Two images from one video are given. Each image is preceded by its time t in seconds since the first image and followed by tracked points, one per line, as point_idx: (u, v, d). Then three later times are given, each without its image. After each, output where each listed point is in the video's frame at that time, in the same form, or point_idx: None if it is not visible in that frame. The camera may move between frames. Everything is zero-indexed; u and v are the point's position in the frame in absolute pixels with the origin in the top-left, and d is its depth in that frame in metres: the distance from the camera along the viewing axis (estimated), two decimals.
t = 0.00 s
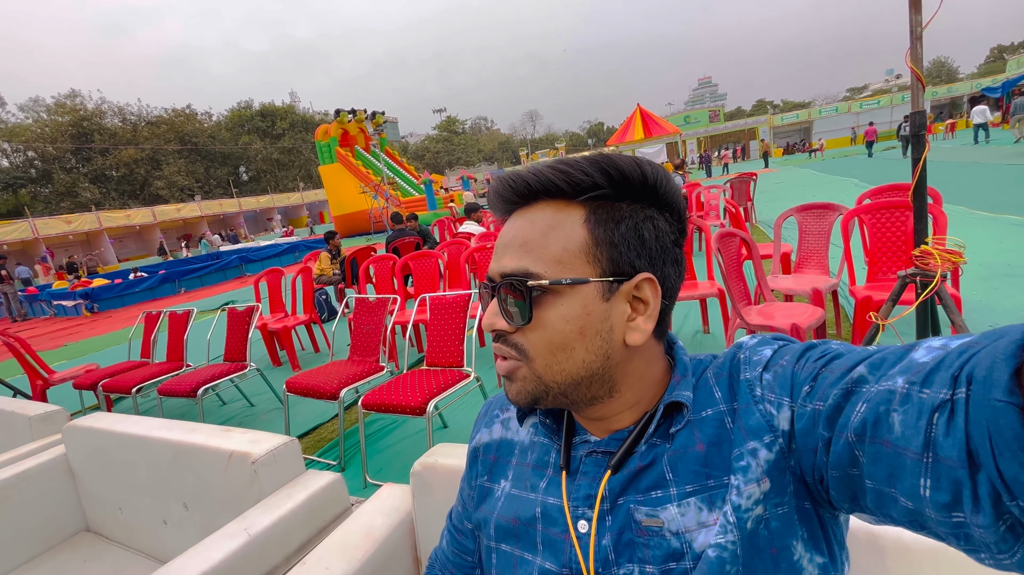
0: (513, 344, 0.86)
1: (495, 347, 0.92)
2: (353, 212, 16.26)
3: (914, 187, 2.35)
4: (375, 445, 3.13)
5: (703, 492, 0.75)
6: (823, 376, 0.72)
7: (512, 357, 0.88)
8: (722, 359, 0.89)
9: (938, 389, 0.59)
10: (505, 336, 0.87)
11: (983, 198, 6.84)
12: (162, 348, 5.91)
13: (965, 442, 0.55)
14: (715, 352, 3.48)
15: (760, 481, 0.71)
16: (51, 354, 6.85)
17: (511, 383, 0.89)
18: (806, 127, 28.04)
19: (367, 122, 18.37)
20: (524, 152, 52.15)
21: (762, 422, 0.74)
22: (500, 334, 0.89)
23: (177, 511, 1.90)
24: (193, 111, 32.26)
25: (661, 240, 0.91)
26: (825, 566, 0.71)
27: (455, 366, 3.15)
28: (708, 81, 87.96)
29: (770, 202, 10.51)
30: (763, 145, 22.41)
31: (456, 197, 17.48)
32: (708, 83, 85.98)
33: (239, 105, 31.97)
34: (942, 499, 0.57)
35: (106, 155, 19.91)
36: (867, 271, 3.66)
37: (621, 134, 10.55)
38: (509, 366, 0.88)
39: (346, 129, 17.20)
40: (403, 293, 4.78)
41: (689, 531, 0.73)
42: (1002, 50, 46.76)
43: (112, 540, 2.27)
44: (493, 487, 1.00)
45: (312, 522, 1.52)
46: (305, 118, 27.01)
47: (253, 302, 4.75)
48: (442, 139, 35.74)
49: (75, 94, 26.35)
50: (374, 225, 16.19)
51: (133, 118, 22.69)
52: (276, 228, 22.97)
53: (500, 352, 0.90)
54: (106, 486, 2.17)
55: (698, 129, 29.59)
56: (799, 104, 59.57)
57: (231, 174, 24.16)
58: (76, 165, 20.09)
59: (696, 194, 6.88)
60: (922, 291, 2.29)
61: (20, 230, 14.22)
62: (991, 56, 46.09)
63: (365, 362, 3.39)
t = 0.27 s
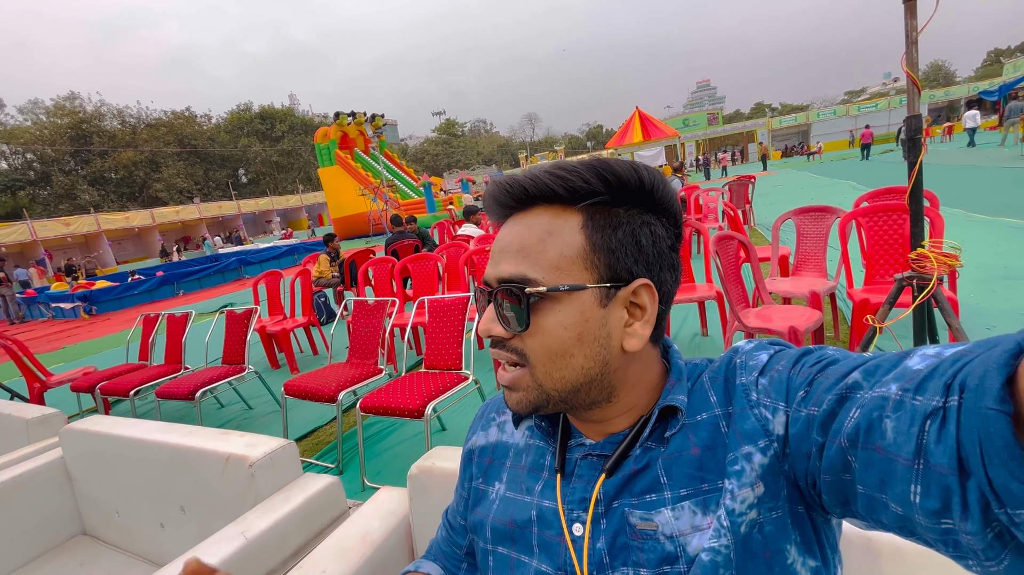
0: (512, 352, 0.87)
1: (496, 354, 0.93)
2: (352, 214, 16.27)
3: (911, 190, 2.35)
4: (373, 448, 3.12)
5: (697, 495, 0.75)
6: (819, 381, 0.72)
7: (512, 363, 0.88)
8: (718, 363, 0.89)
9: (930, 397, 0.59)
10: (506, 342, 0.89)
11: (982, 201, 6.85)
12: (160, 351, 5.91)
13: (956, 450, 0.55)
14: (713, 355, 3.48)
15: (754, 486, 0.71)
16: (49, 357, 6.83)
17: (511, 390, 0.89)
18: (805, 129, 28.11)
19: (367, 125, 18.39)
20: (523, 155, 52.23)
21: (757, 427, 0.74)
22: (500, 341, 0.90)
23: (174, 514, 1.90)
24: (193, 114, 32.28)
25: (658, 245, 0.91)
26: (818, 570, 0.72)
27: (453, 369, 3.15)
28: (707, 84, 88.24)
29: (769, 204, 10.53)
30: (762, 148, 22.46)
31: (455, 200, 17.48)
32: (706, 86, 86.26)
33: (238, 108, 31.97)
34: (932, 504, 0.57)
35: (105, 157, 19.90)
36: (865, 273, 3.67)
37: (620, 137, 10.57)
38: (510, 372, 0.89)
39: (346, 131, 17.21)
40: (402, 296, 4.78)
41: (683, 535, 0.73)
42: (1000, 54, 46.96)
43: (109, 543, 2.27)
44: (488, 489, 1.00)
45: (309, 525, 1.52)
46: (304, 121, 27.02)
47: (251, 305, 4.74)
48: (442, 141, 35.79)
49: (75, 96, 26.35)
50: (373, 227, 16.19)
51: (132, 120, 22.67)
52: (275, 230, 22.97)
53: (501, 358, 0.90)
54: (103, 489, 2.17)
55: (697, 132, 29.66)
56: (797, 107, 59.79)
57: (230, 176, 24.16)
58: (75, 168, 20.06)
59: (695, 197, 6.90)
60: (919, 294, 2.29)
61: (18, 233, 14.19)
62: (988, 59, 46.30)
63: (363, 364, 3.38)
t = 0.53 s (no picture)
0: (593, 337, 0.82)
1: (556, 345, 0.84)
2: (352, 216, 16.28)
3: (910, 191, 2.36)
4: (372, 448, 3.12)
5: (697, 491, 0.75)
6: (818, 376, 0.72)
7: (589, 351, 0.83)
8: (716, 360, 0.89)
9: (929, 388, 0.59)
10: (589, 326, 0.82)
11: (980, 203, 6.87)
12: (158, 352, 5.90)
13: (954, 440, 0.55)
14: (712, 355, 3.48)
15: (754, 481, 0.71)
16: (47, 358, 6.82)
17: (587, 383, 0.81)
18: (803, 132, 28.20)
19: (366, 126, 18.42)
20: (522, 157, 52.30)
21: (756, 422, 0.74)
22: (573, 329, 0.83)
23: (173, 515, 1.89)
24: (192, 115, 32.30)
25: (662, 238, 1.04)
26: (820, 566, 0.71)
27: (453, 369, 3.15)
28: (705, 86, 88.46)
29: (768, 206, 10.56)
30: (761, 150, 22.50)
31: (455, 202, 17.50)
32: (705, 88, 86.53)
33: (237, 109, 31.98)
34: (933, 497, 0.57)
35: (104, 158, 19.91)
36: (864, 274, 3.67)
37: (619, 139, 10.59)
38: (593, 360, 0.82)
39: (345, 133, 17.33)
40: (401, 297, 4.77)
41: (685, 531, 0.73)
42: (999, 57, 47.11)
43: (108, 544, 2.25)
44: (488, 490, 0.99)
45: (309, 525, 1.51)
46: (304, 122, 27.04)
47: (250, 305, 4.73)
48: (441, 143, 35.86)
49: (74, 98, 26.35)
50: (373, 229, 16.19)
51: (132, 121, 22.67)
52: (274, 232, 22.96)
53: (569, 349, 0.83)
54: (101, 490, 2.16)
55: (696, 134, 29.76)
56: (795, 109, 59.99)
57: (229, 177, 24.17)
58: (74, 169, 20.07)
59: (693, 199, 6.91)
60: (919, 295, 2.29)
61: (17, 234, 14.18)
62: (986, 62, 46.51)
63: (362, 365, 3.38)
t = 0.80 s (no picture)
0: (606, 333, 0.82)
1: (569, 343, 0.84)
2: (350, 218, 16.28)
3: (907, 193, 2.36)
4: (371, 450, 3.11)
5: (700, 490, 0.75)
6: (821, 374, 0.72)
7: (602, 348, 0.82)
8: (720, 358, 0.89)
9: (932, 388, 0.59)
10: (602, 323, 0.82)
11: (976, 206, 6.90)
12: (155, 353, 5.87)
13: (956, 440, 0.56)
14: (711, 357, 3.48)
15: (758, 479, 0.71)
16: (44, 360, 6.79)
17: (601, 379, 0.80)
18: (800, 135, 28.35)
19: (365, 129, 18.44)
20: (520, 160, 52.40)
21: (759, 420, 0.74)
22: (585, 325, 0.83)
23: (170, 516, 1.88)
24: (190, 117, 32.27)
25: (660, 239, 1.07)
26: (822, 564, 0.71)
27: (451, 371, 3.14)
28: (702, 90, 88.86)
29: (765, 209, 10.60)
30: (758, 153, 22.61)
31: (453, 204, 17.52)
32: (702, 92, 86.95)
33: (235, 111, 31.93)
34: (934, 496, 0.57)
35: (102, 160, 19.88)
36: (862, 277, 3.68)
37: (617, 142, 10.62)
38: (605, 358, 0.82)
39: (343, 135, 17.43)
40: (399, 299, 4.77)
41: (687, 529, 0.73)
42: (993, 61, 47.50)
43: (104, 546, 2.24)
44: (490, 490, 0.99)
45: (308, 526, 1.51)
46: (302, 125, 27.06)
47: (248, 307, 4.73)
48: (440, 146, 35.92)
49: (71, 99, 26.31)
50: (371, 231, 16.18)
51: (130, 122, 22.61)
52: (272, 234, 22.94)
53: (580, 346, 0.83)
54: (98, 491, 2.15)
55: (693, 138, 29.88)
56: (792, 113, 60.27)
57: (227, 179, 24.15)
58: (71, 170, 20.02)
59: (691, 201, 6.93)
60: (917, 297, 2.30)
61: (13, 235, 14.12)
62: (981, 67, 46.86)
63: (361, 367, 3.37)
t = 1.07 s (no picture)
0: (613, 322, 0.82)
1: (576, 332, 0.84)
2: (348, 220, 16.27)
3: (905, 195, 2.37)
4: (369, 451, 3.10)
5: (704, 486, 0.75)
6: (825, 371, 0.73)
7: (608, 337, 0.82)
8: (724, 355, 0.89)
9: (937, 385, 0.60)
10: (609, 313, 0.82)
11: (972, 211, 6.94)
12: (152, 355, 5.85)
13: (961, 437, 0.56)
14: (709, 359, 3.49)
15: (761, 475, 0.71)
16: (39, 361, 6.75)
17: (607, 369, 0.81)
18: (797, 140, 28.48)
19: (363, 131, 18.45)
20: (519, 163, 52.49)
21: (763, 416, 0.74)
22: (593, 314, 0.83)
23: (167, 516, 1.87)
24: (189, 119, 32.24)
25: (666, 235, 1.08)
26: (826, 560, 0.71)
27: (449, 372, 3.14)
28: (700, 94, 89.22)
29: (763, 213, 10.64)
30: (755, 157, 22.71)
31: (451, 206, 17.53)
32: (700, 96, 87.40)
33: (234, 112, 31.92)
34: (938, 492, 0.57)
35: (99, 161, 19.83)
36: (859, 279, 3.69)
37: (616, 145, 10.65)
38: (611, 346, 0.82)
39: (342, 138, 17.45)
40: (398, 300, 4.77)
41: (691, 525, 0.73)
42: (989, 67, 47.88)
43: (100, 546, 2.23)
44: (492, 487, 0.99)
45: (306, 525, 1.50)
46: (301, 127, 27.07)
47: (246, 308, 4.71)
48: (438, 149, 35.98)
49: (69, 100, 26.25)
50: (369, 233, 16.18)
51: (128, 124, 22.56)
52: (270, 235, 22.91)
53: (587, 335, 0.83)
54: (94, 491, 2.13)
55: (691, 142, 30.01)
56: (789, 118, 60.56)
57: (225, 181, 24.12)
58: (68, 171, 19.97)
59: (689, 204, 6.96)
60: (914, 298, 2.31)
61: (10, 236, 14.07)
62: (976, 73, 47.23)
63: (359, 368, 3.37)
